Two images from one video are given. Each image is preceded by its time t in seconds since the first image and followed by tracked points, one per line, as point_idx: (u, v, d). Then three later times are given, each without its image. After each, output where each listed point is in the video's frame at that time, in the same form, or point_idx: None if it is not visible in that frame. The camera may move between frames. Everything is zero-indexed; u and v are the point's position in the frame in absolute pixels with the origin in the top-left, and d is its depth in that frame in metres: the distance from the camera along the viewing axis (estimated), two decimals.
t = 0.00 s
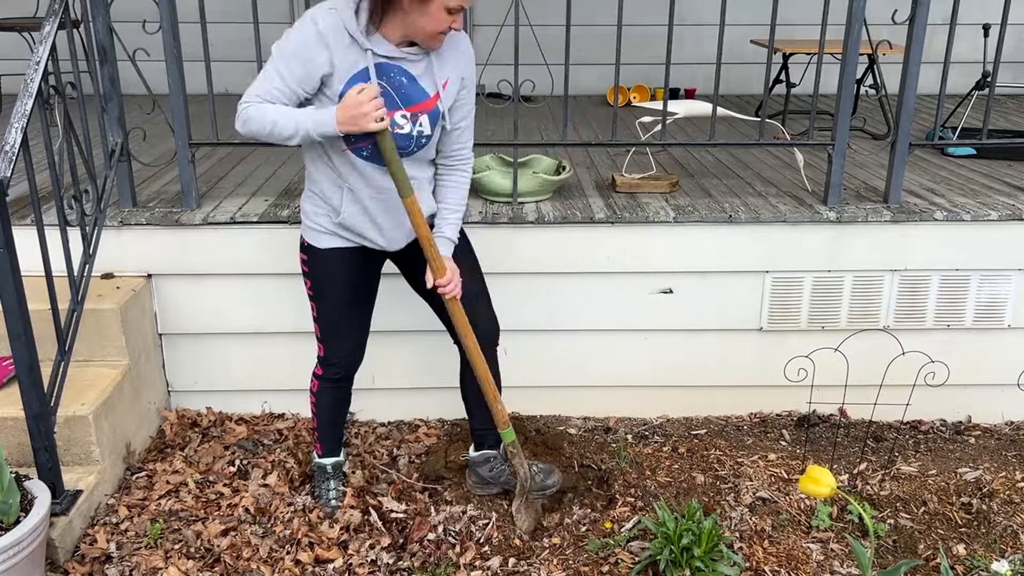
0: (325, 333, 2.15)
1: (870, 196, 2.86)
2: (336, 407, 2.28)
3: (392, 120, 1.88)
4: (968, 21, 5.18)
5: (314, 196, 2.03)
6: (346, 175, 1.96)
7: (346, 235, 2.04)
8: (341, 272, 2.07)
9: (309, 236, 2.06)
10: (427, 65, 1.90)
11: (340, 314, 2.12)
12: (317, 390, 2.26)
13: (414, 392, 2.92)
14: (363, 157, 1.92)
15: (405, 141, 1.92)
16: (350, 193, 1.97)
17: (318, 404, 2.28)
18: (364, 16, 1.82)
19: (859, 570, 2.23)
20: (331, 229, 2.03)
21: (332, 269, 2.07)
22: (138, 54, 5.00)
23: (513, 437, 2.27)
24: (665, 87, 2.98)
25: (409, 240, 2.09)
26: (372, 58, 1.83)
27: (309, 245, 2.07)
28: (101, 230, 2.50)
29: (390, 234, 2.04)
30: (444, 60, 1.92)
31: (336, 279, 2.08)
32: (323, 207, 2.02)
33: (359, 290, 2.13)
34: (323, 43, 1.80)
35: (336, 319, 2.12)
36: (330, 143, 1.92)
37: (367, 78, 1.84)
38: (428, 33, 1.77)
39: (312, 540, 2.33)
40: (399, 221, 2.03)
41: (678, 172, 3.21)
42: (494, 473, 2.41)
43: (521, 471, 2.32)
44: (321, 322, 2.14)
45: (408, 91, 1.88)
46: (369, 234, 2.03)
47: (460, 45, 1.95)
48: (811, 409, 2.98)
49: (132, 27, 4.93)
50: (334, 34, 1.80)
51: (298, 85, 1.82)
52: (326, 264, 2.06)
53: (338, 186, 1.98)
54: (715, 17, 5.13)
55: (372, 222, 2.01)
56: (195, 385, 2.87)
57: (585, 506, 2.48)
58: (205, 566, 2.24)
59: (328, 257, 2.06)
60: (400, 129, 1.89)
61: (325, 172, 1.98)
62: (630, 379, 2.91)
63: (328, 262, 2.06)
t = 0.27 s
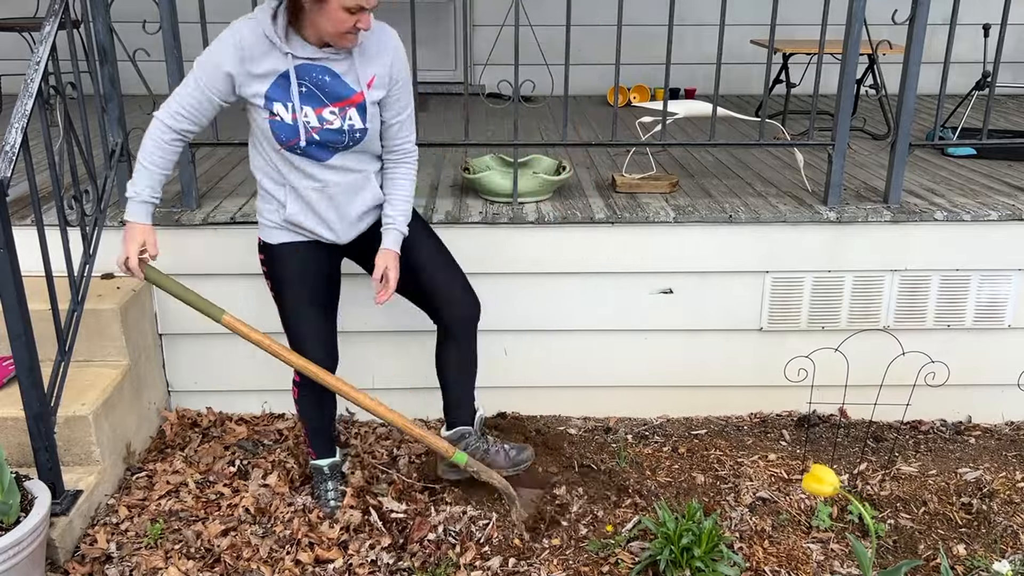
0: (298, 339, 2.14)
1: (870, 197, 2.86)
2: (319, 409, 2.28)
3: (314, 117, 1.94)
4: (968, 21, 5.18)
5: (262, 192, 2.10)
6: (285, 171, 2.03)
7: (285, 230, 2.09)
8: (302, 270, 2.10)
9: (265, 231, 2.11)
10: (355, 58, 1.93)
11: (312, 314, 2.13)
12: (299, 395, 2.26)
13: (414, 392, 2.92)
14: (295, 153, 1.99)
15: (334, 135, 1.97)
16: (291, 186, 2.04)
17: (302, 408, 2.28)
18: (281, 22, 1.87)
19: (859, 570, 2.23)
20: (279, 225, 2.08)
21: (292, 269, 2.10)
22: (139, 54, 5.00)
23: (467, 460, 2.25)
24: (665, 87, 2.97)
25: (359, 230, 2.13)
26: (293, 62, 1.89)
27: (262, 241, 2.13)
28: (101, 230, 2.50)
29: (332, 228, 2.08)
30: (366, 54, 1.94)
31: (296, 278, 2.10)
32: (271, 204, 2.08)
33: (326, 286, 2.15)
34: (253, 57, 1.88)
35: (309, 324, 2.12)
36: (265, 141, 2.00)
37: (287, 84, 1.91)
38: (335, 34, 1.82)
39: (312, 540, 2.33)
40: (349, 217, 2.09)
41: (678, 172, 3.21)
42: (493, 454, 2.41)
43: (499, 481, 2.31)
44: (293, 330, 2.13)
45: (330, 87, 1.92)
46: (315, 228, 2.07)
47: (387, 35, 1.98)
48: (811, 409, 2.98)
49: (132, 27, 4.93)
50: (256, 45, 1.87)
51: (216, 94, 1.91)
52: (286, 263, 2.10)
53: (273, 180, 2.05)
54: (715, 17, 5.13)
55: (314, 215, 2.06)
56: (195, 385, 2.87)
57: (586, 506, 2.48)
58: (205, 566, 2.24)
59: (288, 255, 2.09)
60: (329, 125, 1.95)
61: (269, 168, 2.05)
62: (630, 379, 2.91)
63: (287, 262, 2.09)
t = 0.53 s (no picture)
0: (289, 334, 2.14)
1: (870, 196, 2.86)
2: (316, 406, 2.28)
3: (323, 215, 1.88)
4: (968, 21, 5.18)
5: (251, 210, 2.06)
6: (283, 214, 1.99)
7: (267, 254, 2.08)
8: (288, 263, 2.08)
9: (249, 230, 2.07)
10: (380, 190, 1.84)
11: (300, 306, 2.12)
12: (294, 391, 2.25)
13: (414, 392, 2.92)
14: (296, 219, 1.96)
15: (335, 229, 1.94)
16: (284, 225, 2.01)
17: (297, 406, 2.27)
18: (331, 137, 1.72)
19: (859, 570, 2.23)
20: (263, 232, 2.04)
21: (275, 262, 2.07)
22: (138, 54, 5.00)
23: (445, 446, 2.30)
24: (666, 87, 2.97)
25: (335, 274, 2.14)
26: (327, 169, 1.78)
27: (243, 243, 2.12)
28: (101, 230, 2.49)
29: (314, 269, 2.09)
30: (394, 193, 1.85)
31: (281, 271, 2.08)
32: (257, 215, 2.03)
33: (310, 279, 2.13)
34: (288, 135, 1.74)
35: (299, 318, 2.11)
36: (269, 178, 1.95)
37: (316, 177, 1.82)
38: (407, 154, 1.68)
39: (311, 540, 2.33)
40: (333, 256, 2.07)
41: (678, 172, 3.21)
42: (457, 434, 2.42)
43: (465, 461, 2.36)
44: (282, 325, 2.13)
45: (351, 203, 1.86)
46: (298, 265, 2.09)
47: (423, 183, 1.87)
48: (811, 409, 2.98)
49: (132, 27, 4.93)
50: (299, 131, 1.74)
51: (235, 146, 1.72)
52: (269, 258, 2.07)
53: (268, 214, 2.01)
54: (715, 17, 5.13)
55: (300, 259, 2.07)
56: (195, 385, 2.87)
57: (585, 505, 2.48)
58: (204, 566, 2.24)
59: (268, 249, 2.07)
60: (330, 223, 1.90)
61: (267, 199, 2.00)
62: (629, 379, 2.91)
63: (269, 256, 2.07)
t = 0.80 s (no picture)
0: (279, 345, 2.12)
1: (870, 196, 2.86)
2: (312, 408, 2.27)
3: (336, 129, 1.87)
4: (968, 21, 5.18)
5: (244, 197, 2.00)
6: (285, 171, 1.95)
7: (270, 236, 2.00)
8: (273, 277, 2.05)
9: (239, 239, 2.02)
10: (376, 83, 1.89)
11: (288, 317, 2.09)
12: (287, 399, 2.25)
13: (414, 392, 2.92)
14: (306, 162, 1.93)
15: (347, 150, 1.93)
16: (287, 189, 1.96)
17: (292, 411, 2.27)
18: (322, 27, 1.79)
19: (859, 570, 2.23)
20: (259, 232, 1.99)
21: (260, 277, 2.04)
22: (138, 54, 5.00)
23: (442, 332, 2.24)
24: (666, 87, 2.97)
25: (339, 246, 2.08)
26: (327, 70, 1.81)
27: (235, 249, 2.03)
28: (101, 230, 2.49)
29: (319, 236, 2.03)
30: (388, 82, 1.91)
31: (266, 284, 2.05)
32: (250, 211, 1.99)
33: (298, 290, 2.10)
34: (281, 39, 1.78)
35: (291, 326, 2.09)
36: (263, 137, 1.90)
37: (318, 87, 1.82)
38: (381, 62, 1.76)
39: (311, 540, 2.33)
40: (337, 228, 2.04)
41: (678, 172, 3.21)
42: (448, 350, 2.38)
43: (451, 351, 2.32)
44: (273, 333, 2.11)
45: (357, 104, 1.87)
46: (303, 236, 2.01)
47: (406, 72, 1.97)
48: (811, 409, 2.98)
49: (132, 26, 4.93)
50: (288, 37, 1.78)
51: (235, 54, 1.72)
52: (253, 273, 2.04)
53: (267, 182, 1.96)
54: (715, 17, 5.13)
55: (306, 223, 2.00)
56: (195, 385, 2.87)
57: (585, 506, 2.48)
58: (204, 566, 2.24)
59: (251, 264, 2.03)
60: (343, 139, 1.89)
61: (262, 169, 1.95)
62: (629, 379, 2.91)
63: (253, 269, 2.04)
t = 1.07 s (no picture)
0: (283, 342, 2.11)
1: (870, 196, 2.86)
2: (314, 408, 2.28)
3: (347, 113, 1.88)
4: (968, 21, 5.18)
5: (246, 189, 1.97)
6: (291, 162, 1.91)
7: (274, 232, 1.98)
8: (281, 275, 2.03)
9: (246, 237, 2.00)
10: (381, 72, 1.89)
11: (294, 314, 2.08)
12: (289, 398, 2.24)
13: (414, 392, 2.92)
14: (318, 145, 1.90)
15: (358, 137, 1.92)
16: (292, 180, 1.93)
17: (294, 409, 2.26)
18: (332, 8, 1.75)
19: (859, 570, 2.23)
20: (266, 229, 1.97)
21: (269, 273, 2.03)
22: (138, 54, 5.00)
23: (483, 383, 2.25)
24: (666, 87, 2.97)
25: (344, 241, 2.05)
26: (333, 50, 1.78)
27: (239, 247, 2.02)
28: (101, 230, 2.49)
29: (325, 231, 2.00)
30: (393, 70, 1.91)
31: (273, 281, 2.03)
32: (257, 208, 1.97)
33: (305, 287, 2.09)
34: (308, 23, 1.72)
35: (294, 328, 2.09)
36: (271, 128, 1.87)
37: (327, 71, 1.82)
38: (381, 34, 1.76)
39: (312, 540, 2.33)
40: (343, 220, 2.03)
41: (678, 172, 3.21)
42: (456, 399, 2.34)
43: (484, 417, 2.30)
44: (276, 334, 2.10)
45: (364, 92, 1.88)
46: (309, 231, 1.99)
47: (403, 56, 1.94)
48: (811, 409, 2.98)
49: (132, 27, 4.93)
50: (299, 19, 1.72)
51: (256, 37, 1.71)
52: (263, 268, 2.02)
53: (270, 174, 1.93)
54: (715, 17, 5.13)
55: (313, 217, 1.98)
56: (195, 385, 2.87)
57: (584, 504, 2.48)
58: (205, 566, 2.24)
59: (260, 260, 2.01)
60: (355, 124, 1.90)
61: (264, 162, 1.92)
62: (629, 379, 2.91)
63: (262, 265, 2.02)
